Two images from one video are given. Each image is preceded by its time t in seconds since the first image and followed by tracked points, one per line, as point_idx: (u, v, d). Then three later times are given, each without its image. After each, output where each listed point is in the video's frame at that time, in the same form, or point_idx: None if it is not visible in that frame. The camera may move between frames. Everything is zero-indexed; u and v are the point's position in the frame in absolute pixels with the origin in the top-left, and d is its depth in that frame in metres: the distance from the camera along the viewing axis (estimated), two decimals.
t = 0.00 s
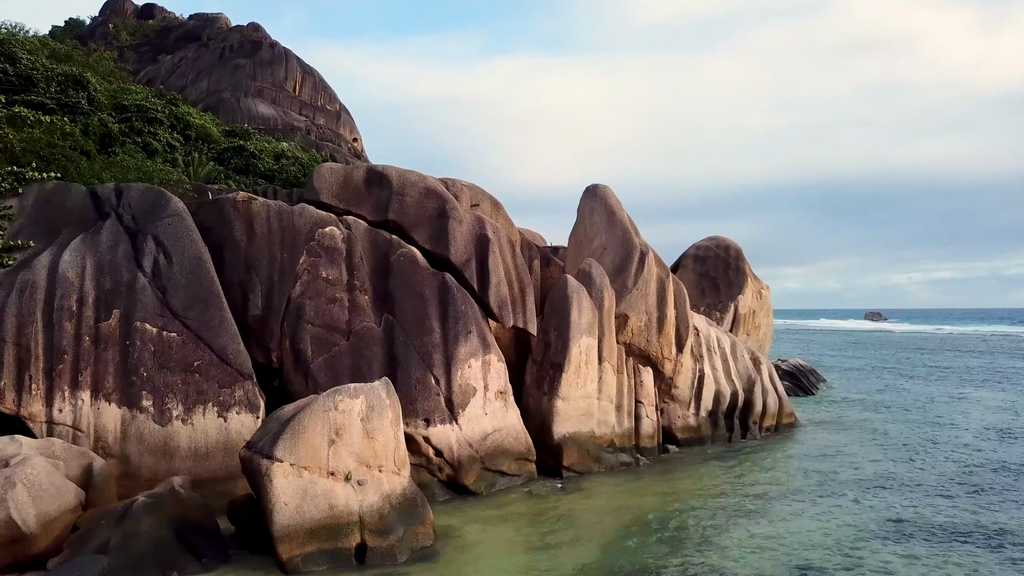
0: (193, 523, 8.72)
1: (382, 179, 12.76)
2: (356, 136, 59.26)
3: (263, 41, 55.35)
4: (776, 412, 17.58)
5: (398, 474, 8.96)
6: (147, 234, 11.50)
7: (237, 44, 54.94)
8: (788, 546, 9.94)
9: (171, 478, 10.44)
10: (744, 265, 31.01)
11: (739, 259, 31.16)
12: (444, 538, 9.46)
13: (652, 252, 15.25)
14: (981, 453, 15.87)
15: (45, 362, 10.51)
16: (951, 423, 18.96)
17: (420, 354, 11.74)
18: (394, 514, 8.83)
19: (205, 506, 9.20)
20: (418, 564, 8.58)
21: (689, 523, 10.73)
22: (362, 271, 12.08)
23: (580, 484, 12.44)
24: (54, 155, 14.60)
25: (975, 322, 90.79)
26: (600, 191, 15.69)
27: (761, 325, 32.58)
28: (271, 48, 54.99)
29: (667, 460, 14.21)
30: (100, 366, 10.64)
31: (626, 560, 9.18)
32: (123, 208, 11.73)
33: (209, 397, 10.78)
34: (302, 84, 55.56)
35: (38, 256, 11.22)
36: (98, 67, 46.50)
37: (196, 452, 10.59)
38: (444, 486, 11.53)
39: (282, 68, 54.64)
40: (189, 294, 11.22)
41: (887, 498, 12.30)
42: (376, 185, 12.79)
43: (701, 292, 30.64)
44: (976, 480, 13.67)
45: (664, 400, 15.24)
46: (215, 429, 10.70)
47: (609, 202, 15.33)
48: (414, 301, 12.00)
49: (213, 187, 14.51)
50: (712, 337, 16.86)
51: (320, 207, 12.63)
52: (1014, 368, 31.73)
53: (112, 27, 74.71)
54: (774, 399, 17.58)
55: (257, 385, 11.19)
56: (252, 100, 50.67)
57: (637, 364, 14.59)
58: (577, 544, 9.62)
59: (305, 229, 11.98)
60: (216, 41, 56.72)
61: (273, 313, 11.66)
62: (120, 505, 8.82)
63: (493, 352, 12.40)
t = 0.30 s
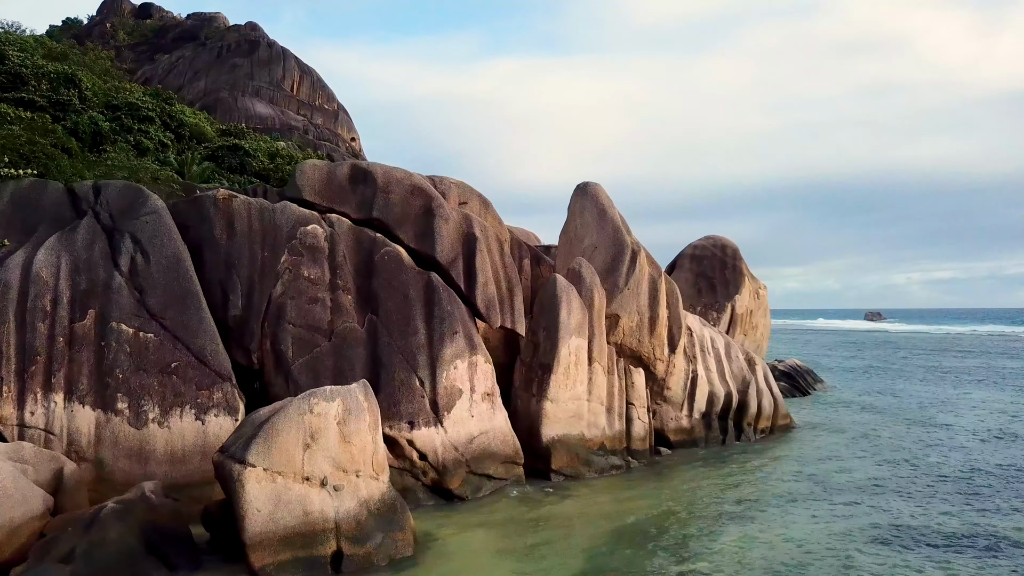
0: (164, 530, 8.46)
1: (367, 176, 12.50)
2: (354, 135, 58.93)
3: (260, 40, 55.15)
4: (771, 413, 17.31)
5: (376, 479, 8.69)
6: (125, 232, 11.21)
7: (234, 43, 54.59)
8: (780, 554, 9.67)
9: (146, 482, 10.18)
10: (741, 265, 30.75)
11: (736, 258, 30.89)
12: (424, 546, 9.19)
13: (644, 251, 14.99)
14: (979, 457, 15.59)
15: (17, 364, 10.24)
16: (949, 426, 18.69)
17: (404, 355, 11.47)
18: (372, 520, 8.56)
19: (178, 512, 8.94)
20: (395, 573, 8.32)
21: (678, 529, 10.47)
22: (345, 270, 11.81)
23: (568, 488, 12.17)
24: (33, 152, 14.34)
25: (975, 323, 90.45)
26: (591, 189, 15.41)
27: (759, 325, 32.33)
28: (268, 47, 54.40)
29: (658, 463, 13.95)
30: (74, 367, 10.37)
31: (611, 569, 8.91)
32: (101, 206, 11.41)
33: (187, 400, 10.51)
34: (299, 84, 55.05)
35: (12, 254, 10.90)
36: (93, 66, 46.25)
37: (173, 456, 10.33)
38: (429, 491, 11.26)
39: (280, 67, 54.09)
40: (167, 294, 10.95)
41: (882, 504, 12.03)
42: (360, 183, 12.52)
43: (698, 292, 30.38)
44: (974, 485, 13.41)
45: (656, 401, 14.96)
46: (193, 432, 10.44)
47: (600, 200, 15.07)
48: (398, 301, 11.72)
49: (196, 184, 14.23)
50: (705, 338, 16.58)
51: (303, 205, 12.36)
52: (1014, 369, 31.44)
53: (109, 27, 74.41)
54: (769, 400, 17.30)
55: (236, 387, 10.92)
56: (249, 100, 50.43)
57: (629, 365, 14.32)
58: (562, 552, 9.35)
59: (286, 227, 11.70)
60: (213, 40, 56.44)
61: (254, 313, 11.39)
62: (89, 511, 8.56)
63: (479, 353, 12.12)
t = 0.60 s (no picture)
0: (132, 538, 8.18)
1: (350, 172, 12.22)
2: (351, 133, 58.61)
3: (257, 38, 54.85)
4: (766, 415, 17.03)
5: (352, 484, 8.41)
6: (100, 229, 10.89)
7: (231, 41, 54.26)
8: (769, 560, 9.41)
9: (120, 487, 9.90)
10: (738, 264, 30.49)
11: (733, 257, 30.64)
12: (403, 553, 8.90)
13: (635, 250, 14.71)
14: (977, 460, 15.30)
15: None
16: (947, 428, 18.39)
17: (387, 356, 11.18)
18: (347, 526, 8.29)
19: (148, 518, 8.65)
20: None
21: (666, 535, 10.20)
22: (327, 269, 11.53)
23: (556, 492, 11.90)
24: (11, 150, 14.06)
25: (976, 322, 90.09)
26: (582, 187, 15.13)
27: (756, 325, 32.07)
28: (266, 45, 54.05)
29: (649, 466, 13.67)
30: (46, 369, 10.10)
31: None
32: (77, 204, 11.06)
33: (163, 402, 10.23)
34: (298, 83, 55.13)
35: None
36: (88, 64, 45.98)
37: (147, 459, 10.05)
38: (412, 495, 10.98)
39: (277, 66, 53.76)
40: (143, 293, 10.66)
41: (877, 508, 11.76)
42: (344, 179, 12.24)
43: (694, 292, 30.12)
44: (971, 489, 13.12)
45: (648, 403, 14.68)
46: (168, 435, 10.17)
47: (591, 198, 14.79)
48: (381, 300, 11.43)
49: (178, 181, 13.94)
50: (699, 338, 16.30)
51: (285, 202, 12.08)
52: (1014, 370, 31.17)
53: (107, 25, 74.10)
54: (764, 401, 17.02)
55: (214, 388, 10.64)
56: (246, 100, 50.22)
57: (620, 366, 14.04)
58: (545, 560, 9.07)
59: (267, 225, 11.42)
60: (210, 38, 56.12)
61: (233, 313, 11.12)
62: (55, 517, 8.29)
63: (465, 353, 11.84)
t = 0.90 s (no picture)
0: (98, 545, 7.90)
1: (334, 168, 11.93)
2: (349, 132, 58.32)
3: (255, 36, 54.53)
4: (761, 416, 16.75)
5: (327, 489, 8.14)
6: (74, 226, 10.55)
7: (228, 39, 53.92)
8: (760, 569, 9.13)
9: (92, 491, 9.61)
10: (735, 263, 30.21)
11: (729, 257, 30.38)
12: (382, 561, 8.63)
13: (627, 248, 14.44)
14: (976, 463, 15.02)
15: None
16: (946, 430, 18.12)
17: (370, 356, 10.89)
18: (322, 533, 8.02)
19: (117, 524, 8.37)
20: None
21: (654, 541, 9.91)
22: (309, 268, 11.25)
23: (544, 496, 11.63)
24: None
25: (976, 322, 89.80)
26: (573, 184, 14.85)
27: (754, 325, 31.80)
28: (263, 44, 53.73)
29: (641, 468, 13.39)
30: (17, 369, 9.79)
31: None
32: (50, 199, 10.69)
33: (137, 403, 9.95)
34: (296, 82, 54.84)
35: None
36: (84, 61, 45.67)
37: (120, 463, 9.78)
38: (394, 499, 10.71)
39: (275, 64, 53.45)
40: (119, 292, 10.37)
41: (872, 514, 11.48)
42: (327, 176, 11.95)
43: (690, 291, 29.83)
44: (969, 493, 12.84)
45: (640, 404, 14.40)
46: (142, 438, 9.89)
47: (582, 195, 14.53)
48: (364, 299, 11.14)
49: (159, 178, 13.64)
50: (693, 338, 16.02)
51: (267, 199, 11.79)
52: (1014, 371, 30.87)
53: (104, 23, 73.76)
54: (759, 402, 16.74)
55: (191, 389, 10.38)
56: (244, 98, 49.91)
57: (611, 367, 13.76)
58: (529, 568, 8.79)
59: (247, 222, 11.14)
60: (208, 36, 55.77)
61: (211, 313, 10.84)
62: (19, 524, 8.01)
63: (451, 354, 11.56)
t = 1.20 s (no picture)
0: (62, 554, 7.61)
1: (316, 164, 11.63)
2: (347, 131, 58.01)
3: (252, 34, 54.20)
4: (756, 417, 16.47)
5: (301, 495, 7.86)
6: (47, 223, 10.23)
7: (225, 37, 53.59)
8: None
9: (62, 497, 9.31)
10: (732, 262, 29.90)
11: (726, 255, 30.07)
12: (359, 569, 8.34)
13: (618, 246, 14.15)
14: (975, 466, 14.73)
15: None
16: (945, 432, 17.83)
17: (352, 357, 10.60)
18: (295, 540, 7.73)
19: (83, 532, 8.06)
20: None
21: (644, 548, 9.62)
22: (289, 266, 10.95)
23: (532, 500, 11.34)
24: None
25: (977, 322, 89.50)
26: (563, 180, 14.55)
27: (752, 324, 31.51)
28: (261, 42, 53.41)
29: (632, 472, 13.11)
30: None
31: None
32: (22, 195, 10.36)
33: (110, 406, 9.67)
34: (293, 81, 54.59)
35: None
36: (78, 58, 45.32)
37: (92, 468, 9.49)
38: (376, 504, 10.44)
39: (272, 62, 53.12)
40: (93, 291, 10.07)
41: (869, 518, 11.19)
42: (309, 172, 11.66)
43: (687, 290, 29.51)
44: (968, 497, 12.55)
45: (632, 406, 14.10)
46: (115, 441, 9.61)
47: (572, 192, 14.23)
48: (346, 299, 10.85)
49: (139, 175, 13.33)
50: (687, 338, 15.72)
51: (247, 195, 11.49)
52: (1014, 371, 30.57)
53: (101, 22, 73.41)
54: (753, 403, 16.46)
55: (166, 391, 10.10)
56: (241, 97, 49.59)
57: (602, 367, 13.47)
58: None
59: (226, 219, 10.83)
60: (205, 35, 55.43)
61: (189, 312, 10.55)
62: None
63: (436, 355, 11.26)
